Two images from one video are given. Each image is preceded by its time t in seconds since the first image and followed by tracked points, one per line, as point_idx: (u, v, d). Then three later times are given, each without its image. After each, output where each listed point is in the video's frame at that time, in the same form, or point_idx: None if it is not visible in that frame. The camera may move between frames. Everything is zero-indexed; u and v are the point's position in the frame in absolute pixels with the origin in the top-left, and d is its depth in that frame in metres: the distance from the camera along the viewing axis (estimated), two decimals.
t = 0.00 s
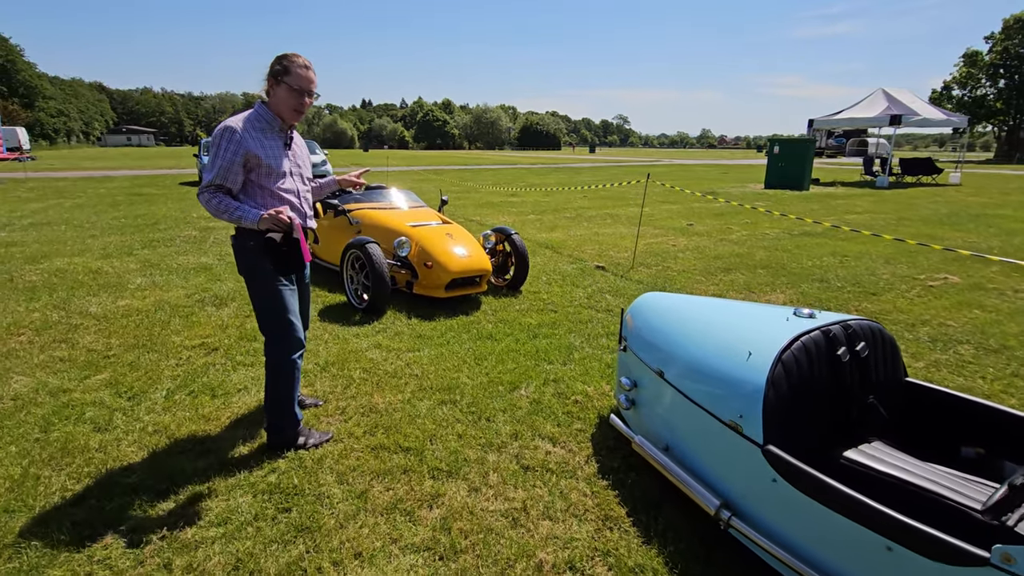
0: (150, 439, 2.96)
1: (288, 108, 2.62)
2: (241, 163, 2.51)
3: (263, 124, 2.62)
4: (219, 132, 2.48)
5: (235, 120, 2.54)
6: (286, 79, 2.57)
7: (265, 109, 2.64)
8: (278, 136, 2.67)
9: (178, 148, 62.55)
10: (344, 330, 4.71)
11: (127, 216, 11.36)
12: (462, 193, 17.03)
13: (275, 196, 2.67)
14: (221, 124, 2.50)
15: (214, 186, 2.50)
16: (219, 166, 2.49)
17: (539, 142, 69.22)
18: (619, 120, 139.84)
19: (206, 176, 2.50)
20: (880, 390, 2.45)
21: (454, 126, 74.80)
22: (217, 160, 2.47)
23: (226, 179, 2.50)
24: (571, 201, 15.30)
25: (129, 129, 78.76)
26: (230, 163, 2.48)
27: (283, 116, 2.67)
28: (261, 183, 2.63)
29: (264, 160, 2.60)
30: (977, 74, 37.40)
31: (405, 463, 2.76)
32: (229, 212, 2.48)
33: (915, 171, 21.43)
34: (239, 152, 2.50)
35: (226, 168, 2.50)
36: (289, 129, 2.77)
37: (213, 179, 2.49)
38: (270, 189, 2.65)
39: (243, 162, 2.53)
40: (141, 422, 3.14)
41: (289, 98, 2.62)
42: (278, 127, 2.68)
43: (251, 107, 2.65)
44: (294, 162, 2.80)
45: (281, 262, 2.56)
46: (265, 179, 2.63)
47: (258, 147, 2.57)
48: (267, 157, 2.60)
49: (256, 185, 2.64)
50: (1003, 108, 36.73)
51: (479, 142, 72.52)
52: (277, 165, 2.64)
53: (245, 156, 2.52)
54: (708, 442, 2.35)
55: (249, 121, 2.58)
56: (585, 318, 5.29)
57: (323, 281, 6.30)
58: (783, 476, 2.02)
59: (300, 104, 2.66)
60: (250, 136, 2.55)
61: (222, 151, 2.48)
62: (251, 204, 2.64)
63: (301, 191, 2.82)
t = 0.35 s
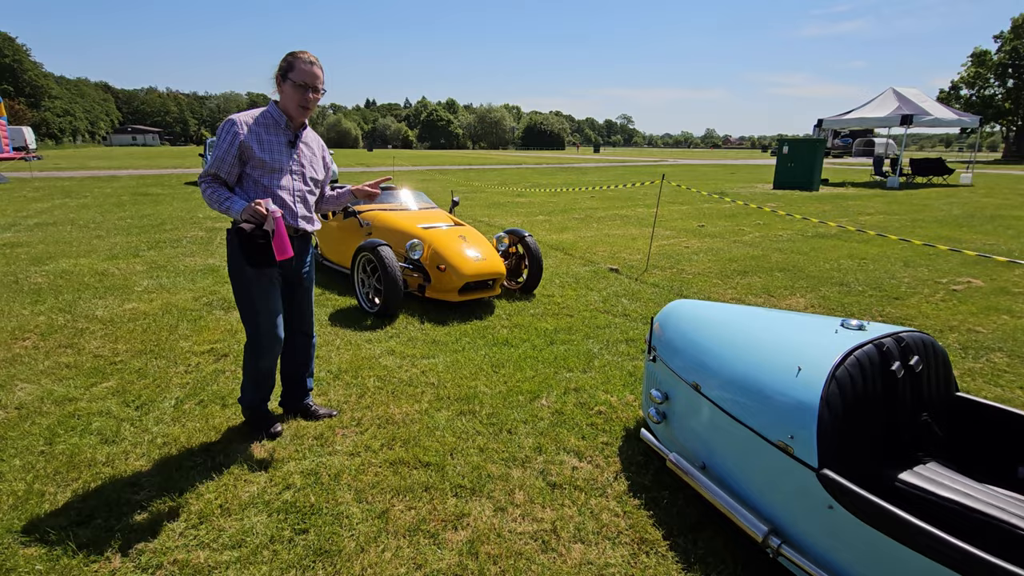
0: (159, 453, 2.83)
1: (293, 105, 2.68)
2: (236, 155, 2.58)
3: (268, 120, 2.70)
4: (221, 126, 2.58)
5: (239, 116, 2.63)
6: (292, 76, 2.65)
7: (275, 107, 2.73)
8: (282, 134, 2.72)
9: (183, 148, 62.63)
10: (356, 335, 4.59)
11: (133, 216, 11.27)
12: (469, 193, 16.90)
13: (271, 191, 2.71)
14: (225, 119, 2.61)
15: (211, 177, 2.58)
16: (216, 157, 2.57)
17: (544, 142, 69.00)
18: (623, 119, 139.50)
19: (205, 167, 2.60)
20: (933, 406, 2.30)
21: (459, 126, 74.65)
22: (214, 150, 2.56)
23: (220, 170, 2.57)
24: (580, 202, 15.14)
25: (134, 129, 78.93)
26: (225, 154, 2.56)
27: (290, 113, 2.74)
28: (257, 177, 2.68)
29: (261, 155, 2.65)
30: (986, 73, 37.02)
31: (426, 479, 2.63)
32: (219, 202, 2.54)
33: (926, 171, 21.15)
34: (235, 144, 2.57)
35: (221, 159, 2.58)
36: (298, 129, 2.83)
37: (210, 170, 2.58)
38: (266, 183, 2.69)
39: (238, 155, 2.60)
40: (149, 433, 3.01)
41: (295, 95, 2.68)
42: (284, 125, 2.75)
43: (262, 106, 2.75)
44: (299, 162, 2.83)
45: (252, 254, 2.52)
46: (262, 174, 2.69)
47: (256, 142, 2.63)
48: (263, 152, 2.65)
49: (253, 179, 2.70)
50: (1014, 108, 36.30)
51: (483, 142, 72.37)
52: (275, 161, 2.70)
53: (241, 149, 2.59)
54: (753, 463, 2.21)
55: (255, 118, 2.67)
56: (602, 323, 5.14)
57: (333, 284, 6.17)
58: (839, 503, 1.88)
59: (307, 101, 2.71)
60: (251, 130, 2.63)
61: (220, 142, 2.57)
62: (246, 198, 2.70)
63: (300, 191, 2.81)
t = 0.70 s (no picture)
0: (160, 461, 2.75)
1: (270, 99, 2.60)
2: (216, 157, 2.55)
3: (249, 120, 2.65)
4: (203, 130, 2.60)
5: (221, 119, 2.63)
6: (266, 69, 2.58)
7: (257, 107, 2.69)
8: (263, 132, 2.66)
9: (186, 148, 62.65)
10: (362, 341, 4.45)
11: (135, 217, 11.16)
12: (474, 193, 16.78)
13: (253, 193, 2.64)
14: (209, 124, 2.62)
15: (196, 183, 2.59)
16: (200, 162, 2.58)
17: (547, 141, 68.94)
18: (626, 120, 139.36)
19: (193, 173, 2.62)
20: (983, 424, 2.13)
21: (462, 126, 74.61)
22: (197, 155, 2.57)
23: (202, 173, 2.56)
24: (585, 202, 14.99)
25: (137, 129, 79.06)
26: (205, 156, 2.55)
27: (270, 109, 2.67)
28: (241, 178, 2.63)
29: (241, 154, 2.60)
30: (991, 73, 36.77)
31: (439, 498, 2.49)
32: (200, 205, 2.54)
33: (934, 172, 20.94)
34: (214, 145, 2.55)
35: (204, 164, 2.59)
36: (283, 125, 2.74)
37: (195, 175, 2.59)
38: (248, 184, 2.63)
39: (218, 158, 2.58)
40: (148, 446, 2.87)
41: (272, 89, 2.61)
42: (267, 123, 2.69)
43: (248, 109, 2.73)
44: (285, 161, 2.73)
45: (221, 255, 2.57)
46: (244, 176, 2.63)
47: (235, 142, 2.58)
48: (242, 152, 2.59)
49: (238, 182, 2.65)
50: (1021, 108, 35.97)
51: (485, 142, 72.30)
52: (256, 160, 2.64)
53: (220, 150, 2.56)
54: (795, 488, 2.06)
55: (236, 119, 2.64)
56: (615, 329, 4.99)
57: (338, 287, 6.04)
58: (893, 535, 1.73)
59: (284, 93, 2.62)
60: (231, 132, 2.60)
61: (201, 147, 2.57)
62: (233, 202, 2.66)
63: (284, 191, 2.70)
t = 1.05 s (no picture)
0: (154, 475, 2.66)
1: (240, 116, 2.64)
2: (189, 177, 2.58)
3: (217, 136, 2.67)
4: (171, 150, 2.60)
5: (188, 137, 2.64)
6: (232, 86, 2.60)
7: (223, 121, 2.69)
8: (234, 148, 2.70)
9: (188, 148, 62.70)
10: (366, 350, 4.31)
11: (137, 219, 11.05)
12: (477, 195, 16.64)
13: (227, 210, 2.70)
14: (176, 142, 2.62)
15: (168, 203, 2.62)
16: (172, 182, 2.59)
17: (550, 142, 68.84)
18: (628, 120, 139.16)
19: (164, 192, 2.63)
20: None
21: (464, 126, 74.55)
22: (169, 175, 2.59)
23: (175, 194, 2.59)
24: (590, 204, 14.84)
25: (141, 130, 79.22)
26: (177, 178, 2.57)
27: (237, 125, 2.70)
28: (215, 197, 2.68)
29: (213, 173, 2.63)
30: (996, 74, 36.53)
31: (449, 525, 2.34)
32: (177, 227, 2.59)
33: (942, 173, 20.73)
34: (186, 166, 2.56)
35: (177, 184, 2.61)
36: (253, 139, 2.79)
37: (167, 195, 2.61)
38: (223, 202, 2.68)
39: (191, 177, 2.60)
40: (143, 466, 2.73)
41: (239, 106, 2.63)
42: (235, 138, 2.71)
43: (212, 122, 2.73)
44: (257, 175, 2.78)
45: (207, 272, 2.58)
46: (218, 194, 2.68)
47: (207, 160, 2.62)
48: (215, 171, 2.63)
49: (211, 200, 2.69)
50: None
51: (488, 142, 72.23)
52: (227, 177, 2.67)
53: (193, 171, 2.59)
54: (834, 521, 1.90)
55: (203, 136, 2.65)
56: (626, 337, 4.83)
57: (341, 292, 5.91)
58: None
59: (253, 110, 2.67)
60: (201, 150, 2.62)
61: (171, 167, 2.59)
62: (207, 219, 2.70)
63: (260, 205, 2.77)
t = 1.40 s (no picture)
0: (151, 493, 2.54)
1: (239, 114, 2.60)
2: (189, 179, 2.52)
3: (212, 134, 2.60)
4: (163, 150, 2.49)
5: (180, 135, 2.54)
6: (233, 84, 2.54)
7: (214, 118, 2.62)
8: (229, 146, 2.65)
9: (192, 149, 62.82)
10: (371, 358, 4.18)
11: (139, 220, 10.96)
12: (481, 196, 16.51)
13: (228, 210, 2.68)
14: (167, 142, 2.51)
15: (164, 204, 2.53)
16: (168, 184, 2.50)
17: (553, 143, 68.71)
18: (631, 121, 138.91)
19: (157, 194, 2.53)
20: None
21: (467, 127, 74.48)
22: (164, 176, 2.49)
23: (175, 196, 2.52)
24: (596, 205, 14.70)
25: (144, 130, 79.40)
26: (177, 180, 2.50)
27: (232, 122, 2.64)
28: (214, 197, 2.64)
29: (212, 173, 2.59)
30: (1002, 73, 36.25)
31: (461, 551, 2.20)
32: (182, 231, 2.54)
33: (951, 174, 20.51)
34: (185, 167, 2.50)
35: (173, 185, 2.52)
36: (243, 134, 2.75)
37: (163, 196, 2.52)
38: (224, 202, 2.66)
39: (190, 178, 2.54)
40: (139, 484, 2.59)
41: (238, 105, 2.60)
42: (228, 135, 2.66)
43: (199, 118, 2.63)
44: (251, 171, 2.78)
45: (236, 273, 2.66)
46: (217, 194, 2.65)
47: (205, 160, 2.56)
48: (216, 172, 2.59)
49: (208, 200, 2.65)
50: None
51: (491, 143, 72.16)
52: (226, 177, 2.64)
53: (193, 172, 2.53)
54: (885, 556, 1.74)
55: (197, 134, 2.57)
56: (639, 344, 4.69)
57: (345, 297, 5.79)
58: None
59: (251, 108, 2.65)
60: (197, 150, 2.55)
61: (166, 168, 2.49)
62: (205, 219, 2.66)
63: (258, 201, 2.80)
